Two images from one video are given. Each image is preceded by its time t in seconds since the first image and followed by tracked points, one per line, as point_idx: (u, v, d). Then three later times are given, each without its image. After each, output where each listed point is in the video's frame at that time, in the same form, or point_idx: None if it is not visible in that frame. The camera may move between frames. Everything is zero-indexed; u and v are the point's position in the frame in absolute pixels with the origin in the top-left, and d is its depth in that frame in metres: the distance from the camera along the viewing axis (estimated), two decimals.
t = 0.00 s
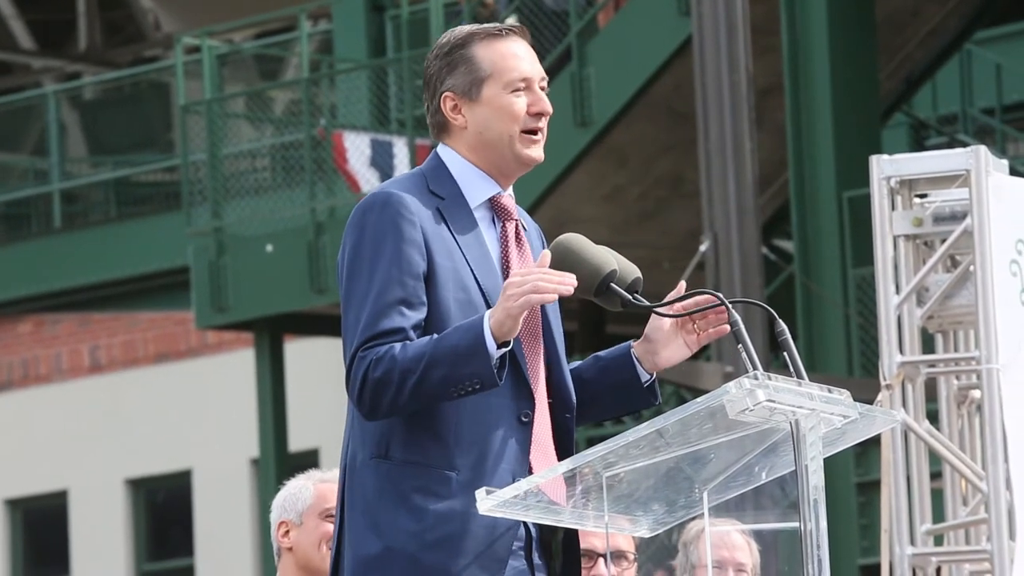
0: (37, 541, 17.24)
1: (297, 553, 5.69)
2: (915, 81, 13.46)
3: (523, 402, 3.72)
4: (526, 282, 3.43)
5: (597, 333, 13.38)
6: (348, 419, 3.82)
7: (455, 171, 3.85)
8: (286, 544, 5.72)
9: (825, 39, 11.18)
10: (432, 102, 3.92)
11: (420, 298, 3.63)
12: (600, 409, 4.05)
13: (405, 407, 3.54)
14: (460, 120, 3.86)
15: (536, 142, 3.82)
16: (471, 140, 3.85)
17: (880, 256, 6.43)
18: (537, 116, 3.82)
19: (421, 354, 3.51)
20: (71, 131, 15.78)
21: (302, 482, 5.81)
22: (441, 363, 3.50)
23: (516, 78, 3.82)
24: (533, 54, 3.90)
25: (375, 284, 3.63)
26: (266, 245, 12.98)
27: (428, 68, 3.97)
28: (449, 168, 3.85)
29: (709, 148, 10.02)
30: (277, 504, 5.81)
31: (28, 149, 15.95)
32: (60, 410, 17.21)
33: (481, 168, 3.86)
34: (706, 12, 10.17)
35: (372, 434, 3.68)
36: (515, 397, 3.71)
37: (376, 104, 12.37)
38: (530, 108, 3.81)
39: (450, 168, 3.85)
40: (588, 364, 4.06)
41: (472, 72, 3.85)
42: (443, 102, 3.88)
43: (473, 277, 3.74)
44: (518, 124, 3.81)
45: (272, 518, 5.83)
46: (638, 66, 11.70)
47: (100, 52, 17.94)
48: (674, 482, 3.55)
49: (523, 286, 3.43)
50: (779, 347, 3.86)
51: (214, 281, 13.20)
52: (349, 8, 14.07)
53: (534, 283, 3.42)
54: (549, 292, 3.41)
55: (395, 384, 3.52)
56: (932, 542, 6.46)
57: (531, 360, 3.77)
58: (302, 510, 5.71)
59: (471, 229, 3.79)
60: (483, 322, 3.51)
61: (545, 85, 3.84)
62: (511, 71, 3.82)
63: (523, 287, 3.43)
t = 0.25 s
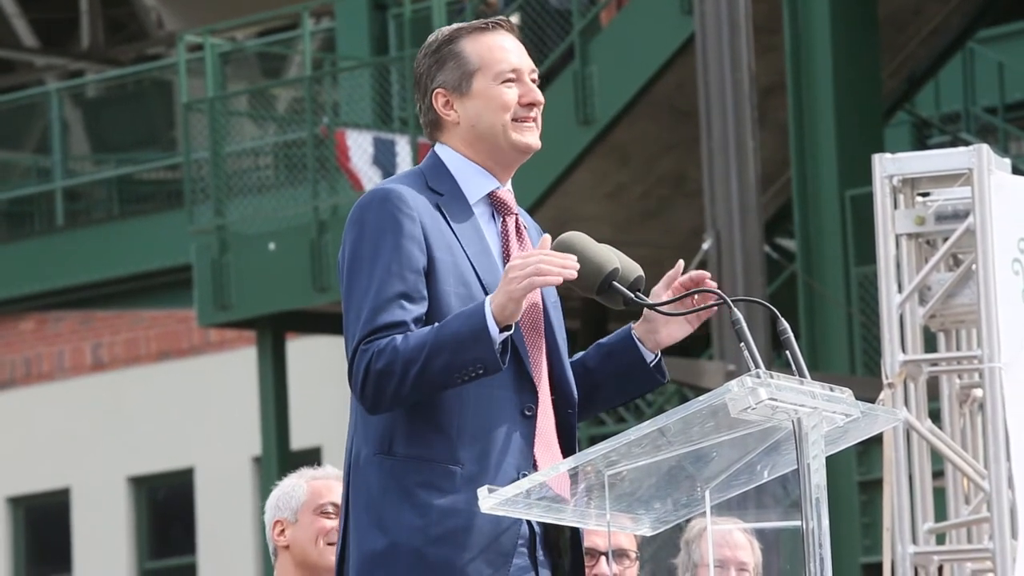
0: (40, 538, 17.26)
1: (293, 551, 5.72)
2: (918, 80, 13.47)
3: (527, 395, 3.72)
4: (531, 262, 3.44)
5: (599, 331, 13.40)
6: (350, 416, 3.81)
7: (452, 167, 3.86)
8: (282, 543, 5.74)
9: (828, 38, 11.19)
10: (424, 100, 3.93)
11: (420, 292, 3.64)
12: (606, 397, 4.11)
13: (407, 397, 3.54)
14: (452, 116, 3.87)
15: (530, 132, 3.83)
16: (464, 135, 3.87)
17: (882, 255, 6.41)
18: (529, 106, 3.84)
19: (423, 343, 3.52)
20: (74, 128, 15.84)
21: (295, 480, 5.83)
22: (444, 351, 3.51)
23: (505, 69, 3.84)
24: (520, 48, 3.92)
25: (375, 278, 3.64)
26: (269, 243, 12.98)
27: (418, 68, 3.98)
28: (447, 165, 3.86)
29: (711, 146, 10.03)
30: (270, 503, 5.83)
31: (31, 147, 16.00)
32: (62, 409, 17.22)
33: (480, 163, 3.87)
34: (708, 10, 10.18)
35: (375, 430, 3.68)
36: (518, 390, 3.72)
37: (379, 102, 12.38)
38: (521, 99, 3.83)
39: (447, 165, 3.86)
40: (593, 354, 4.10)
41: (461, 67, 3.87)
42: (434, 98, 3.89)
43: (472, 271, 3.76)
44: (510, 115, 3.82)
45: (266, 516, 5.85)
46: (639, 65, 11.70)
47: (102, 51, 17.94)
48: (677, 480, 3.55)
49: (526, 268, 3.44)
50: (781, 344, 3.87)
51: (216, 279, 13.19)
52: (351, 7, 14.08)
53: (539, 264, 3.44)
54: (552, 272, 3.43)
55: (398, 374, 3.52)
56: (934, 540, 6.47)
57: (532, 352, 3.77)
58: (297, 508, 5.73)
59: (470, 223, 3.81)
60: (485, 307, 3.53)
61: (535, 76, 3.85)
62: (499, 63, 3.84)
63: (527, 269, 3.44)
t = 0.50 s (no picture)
0: (40, 538, 17.26)
1: (291, 550, 5.72)
2: (919, 79, 13.46)
3: (525, 393, 3.71)
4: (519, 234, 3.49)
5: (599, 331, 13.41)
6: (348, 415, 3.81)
7: (449, 167, 3.85)
8: (279, 543, 5.74)
9: (829, 38, 11.18)
10: (426, 95, 3.93)
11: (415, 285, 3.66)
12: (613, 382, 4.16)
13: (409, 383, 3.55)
14: (451, 112, 3.87)
15: (529, 136, 3.81)
16: (461, 132, 3.86)
17: (883, 255, 6.41)
18: (528, 110, 3.83)
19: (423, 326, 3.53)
20: (74, 129, 15.84)
21: (291, 479, 5.83)
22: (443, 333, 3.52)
23: (507, 70, 3.84)
24: (526, 50, 3.91)
25: (369, 273, 3.65)
26: (269, 243, 12.98)
27: (422, 64, 3.99)
28: (442, 165, 3.86)
29: (712, 145, 10.03)
30: (266, 504, 5.84)
31: (31, 147, 16.04)
32: (62, 409, 17.22)
33: (474, 164, 3.87)
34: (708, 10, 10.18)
35: (374, 428, 3.67)
36: (516, 388, 3.71)
37: (379, 102, 12.38)
38: (520, 103, 3.83)
39: (443, 165, 3.86)
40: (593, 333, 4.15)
41: (463, 64, 3.87)
42: (434, 94, 3.89)
43: (466, 267, 3.77)
44: (509, 116, 3.81)
45: (263, 516, 5.85)
46: (639, 65, 11.70)
47: (102, 50, 17.93)
48: (677, 480, 3.55)
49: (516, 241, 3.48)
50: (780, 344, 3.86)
51: (217, 279, 13.18)
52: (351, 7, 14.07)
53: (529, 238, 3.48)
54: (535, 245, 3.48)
55: (399, 359, 3.52)
56: (935, 539, 6.48)
57: (529, 347, 3.77)
58: (293, 508, 5.73)
59: (464, 223, 3.82)
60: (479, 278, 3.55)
61: (537, 81, 3.85)
62: (501, 63, 3.84)
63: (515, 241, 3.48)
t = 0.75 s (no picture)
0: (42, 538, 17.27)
1: (295, 552, 5.69)
2: (922, 80, 13.46)
3: (526, 396, 3.68)
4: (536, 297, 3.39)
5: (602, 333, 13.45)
6: (350, 417, 3.75)
7: (455, 169, 3.79)
8: (283, 544, 5.71)
9: (832, 39, 11.19)
10: (437, 94, 3.86)
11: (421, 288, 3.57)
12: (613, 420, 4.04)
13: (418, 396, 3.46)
14: (461, 112, 3.81)
15: (535, 143, 3.77)
16: (469, 134, 3.80)
17: (885, 255, 6.41)
18: (536, 115, 3.77)
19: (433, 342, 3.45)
20: (77, 129, 15.87)
21: (294, 481, 5.80)
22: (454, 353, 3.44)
23: (519, 75, 3.77)
24: (542, 57, 3.85)
25: (376, 274, 3.58)
26: (272, 244, 12.99)
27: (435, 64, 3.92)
28: (449, 167, 3.80)
29: (715, 145, 10.03)
30: (271, 506, 5.81)
31: (34, 148, 16.05)
32: (65, 409, 17.22)
33: (479, 165, 3.80)
34: (711, 11, 10.20)
35: (375, 429, 3.62)
36: (518, 389, 3.68)
37: (382, 102, 12.39)
38: (530, 108, 3.76)
39: (449, 166, 3.80)
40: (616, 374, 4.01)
41: (475, 65, 3.80)
42: (445, 93, 3.82)
43: (473, 271, 3.68)
44: (516, 120, 3.76)
45: (267, 517, 5.82)
46: (643, 65, 11.70)
47: (106, 52, 17.95)
48: (679, 481, 3.54)
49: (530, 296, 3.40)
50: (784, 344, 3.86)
51: (219, 280, 13.19)
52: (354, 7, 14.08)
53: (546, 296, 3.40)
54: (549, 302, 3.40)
55: (408, 372, 3.44)
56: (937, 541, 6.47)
57: (531, 347, 3.72)
58: (298, 508, 5.70)
59: (470, 227, 3.74)
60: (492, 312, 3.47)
61: (550, 89, 3.78)
62: (513, 66, 3.78)
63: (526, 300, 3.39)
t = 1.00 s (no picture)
0: (44, 538, 17.28)
1: (300, 552, 5.67)
2: (924, 79, 13.47)
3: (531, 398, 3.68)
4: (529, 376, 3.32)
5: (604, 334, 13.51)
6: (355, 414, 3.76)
7: (465, 170, 3.80)
8: (288, 543, 5.70)
9: (833, 40, 11.19)
10: (443, 96, 3.86)
11: (424, 294, 3.56)
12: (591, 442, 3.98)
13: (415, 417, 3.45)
14: (470, 113, 3.80)
15: (547, 138, 3.76)
16: (480, 134, 3.79)
17: (887, 255, 6.41)
18: (547, 114, 3.77)
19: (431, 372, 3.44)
20: (79, 130, 15.87)
21: (299, 480, 5.78)
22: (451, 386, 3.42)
23: (528, 73, 3.77)
24: (545, 54, 3.85)
25: (380, 278, 3.58)
26: (274, 245, 13.01)
27: (439, 64, 3.91)
28: (459, 167, 3.80)
29: (716, 146, 10.03)
30: (275, 505, 5.78)
31: (35, 149, 16.01)
32: (67, 410, 17.22)
33: (488, 165, 3.81)
34: (713, 11, 10.20)
35: (378, 429, 3.62)
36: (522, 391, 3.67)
37: (384, 103, 12.38)
38: (540, 106, 3.77)
39: (459, 167, 3.80)
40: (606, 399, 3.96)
41: (484, 66, 3.79)
42: (454, 95, 3.82)
43: (479, 271, 3.66)
44: (529, 118, 3.76)
45: (272, 516, 5.80)
46: (645, 65, 11.70)
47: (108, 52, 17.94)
48: (682, 481, 3.54)
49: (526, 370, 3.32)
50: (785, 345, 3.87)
51: (222, 281, 13.20)
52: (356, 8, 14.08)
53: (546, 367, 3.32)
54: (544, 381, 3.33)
55: (404, 395, 3.44)
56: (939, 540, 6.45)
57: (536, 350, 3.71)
58: (303, 508, 5.68)
59: (478, 225, 3.74)
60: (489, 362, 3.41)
61: (557, 84, 3.79)
62: (522, 66, 3.77)
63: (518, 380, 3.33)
